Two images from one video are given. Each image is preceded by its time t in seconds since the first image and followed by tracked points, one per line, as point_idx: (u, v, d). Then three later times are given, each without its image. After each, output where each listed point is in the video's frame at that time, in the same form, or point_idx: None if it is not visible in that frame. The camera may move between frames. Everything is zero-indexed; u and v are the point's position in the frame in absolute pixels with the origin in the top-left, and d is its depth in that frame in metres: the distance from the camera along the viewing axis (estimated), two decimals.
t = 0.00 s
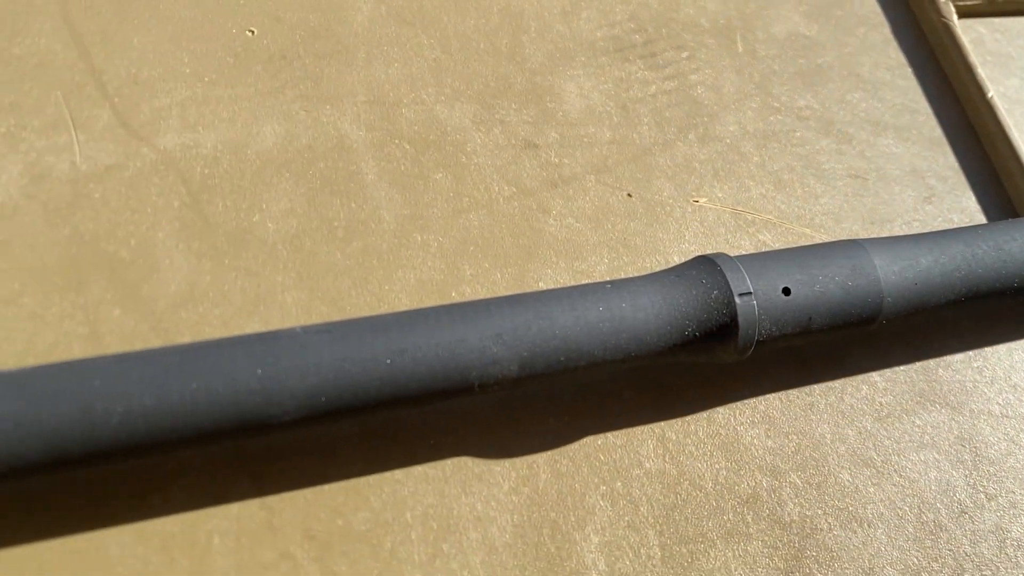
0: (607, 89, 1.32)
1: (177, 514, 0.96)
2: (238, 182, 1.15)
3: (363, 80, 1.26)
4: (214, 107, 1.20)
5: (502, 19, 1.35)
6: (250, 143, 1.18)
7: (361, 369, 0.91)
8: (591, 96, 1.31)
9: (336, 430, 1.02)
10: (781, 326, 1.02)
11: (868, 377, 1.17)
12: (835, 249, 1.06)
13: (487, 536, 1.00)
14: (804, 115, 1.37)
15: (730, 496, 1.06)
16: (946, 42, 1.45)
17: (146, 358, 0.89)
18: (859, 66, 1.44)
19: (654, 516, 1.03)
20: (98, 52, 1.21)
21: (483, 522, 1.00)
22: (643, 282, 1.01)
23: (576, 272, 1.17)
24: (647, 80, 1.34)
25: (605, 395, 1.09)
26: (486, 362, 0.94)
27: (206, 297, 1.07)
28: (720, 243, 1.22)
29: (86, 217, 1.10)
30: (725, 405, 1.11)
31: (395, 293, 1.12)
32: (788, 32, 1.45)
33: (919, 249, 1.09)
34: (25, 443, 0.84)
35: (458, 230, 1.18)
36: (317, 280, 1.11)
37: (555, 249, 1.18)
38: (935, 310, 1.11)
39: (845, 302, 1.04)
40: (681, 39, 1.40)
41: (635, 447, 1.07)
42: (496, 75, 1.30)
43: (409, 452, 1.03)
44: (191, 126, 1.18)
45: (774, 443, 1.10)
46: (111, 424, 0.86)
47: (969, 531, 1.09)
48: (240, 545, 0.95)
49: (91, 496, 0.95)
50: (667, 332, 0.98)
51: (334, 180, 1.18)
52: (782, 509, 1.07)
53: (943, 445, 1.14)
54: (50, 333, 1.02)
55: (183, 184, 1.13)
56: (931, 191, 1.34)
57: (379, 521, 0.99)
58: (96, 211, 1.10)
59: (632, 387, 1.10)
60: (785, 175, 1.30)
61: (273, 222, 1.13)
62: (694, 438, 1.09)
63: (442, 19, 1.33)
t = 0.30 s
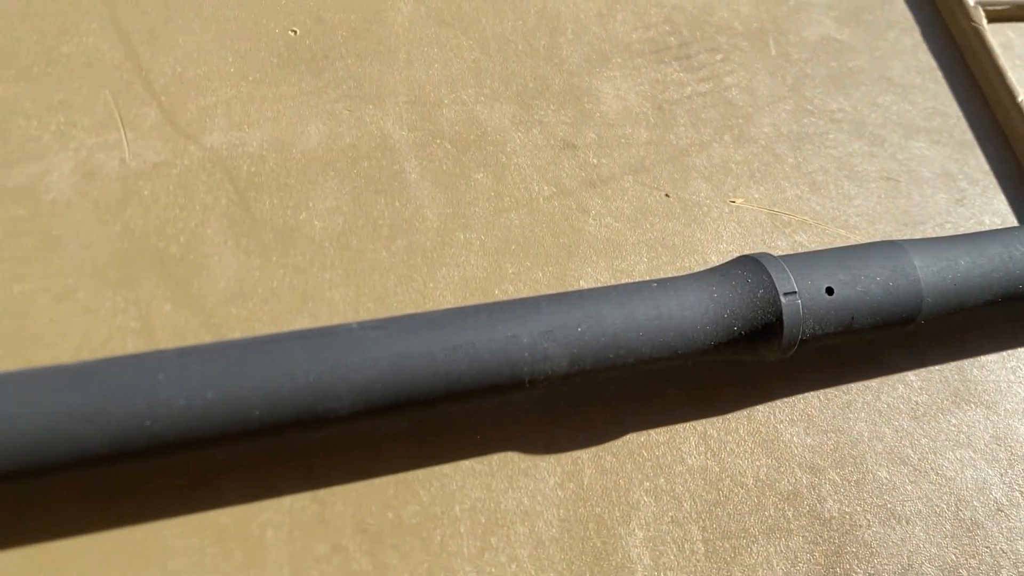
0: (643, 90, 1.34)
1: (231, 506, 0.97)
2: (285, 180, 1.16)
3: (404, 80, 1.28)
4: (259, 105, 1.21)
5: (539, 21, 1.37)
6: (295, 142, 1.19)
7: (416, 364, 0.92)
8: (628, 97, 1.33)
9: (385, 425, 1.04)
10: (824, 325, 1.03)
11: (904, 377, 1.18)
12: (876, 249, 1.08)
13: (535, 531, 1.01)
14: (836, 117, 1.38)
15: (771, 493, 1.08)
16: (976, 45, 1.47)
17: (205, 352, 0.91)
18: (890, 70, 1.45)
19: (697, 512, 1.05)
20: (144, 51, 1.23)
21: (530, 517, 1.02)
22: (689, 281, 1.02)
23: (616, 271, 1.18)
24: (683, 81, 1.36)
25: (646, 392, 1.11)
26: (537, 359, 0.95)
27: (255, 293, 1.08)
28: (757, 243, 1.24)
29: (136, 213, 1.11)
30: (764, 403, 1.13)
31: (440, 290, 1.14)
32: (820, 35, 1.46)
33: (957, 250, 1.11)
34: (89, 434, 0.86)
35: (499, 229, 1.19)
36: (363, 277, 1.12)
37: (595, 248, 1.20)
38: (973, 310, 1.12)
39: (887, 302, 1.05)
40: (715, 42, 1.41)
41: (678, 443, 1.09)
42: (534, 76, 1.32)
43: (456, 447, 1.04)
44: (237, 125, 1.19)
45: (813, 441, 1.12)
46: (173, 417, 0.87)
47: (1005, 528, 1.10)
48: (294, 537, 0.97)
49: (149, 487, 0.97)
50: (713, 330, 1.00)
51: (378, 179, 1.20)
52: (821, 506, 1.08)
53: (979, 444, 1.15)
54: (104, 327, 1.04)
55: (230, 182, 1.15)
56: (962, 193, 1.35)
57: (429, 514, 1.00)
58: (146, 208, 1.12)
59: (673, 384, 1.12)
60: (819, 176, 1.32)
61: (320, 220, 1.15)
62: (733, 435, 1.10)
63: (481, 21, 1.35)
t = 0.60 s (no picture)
0: (679, 91, 1.35)
1: (283, 498, 0.99)
2: (330, 178, 1.18)
3: (444, 79, 1.29)
4: (303, 104, 1.23)
5: (576, 22, 1.38)
6: (338, 140, 1.21)
7: (469, 358, 0.94)
8: (664, 98, 1.34)
9: (433, 419, 1.05)
10: (866, 323, 1.05)
11: (939, 375, 1.20)
12: (916, 249, 1.10)
13: (581, 524, 1.02)
14: (868, 119, 1.40)
15: (810, 489, 1.10)
16: (1006, 49, 1.48)
17: (263, 344, 0.92)
18: (920, 72, 1.47)
19: (739, 507, 1.07)
20: (189, 48, 1.24)
21: (575, 510, 1.03)
22: (734, 279, 1.04)
23: (656, 270, 1.20)
24: (717, 83, 1.38)
25: (687, 388, 1.12)
26: (587, 354, 0.97)
27: (303, 289, 1.10)
28: (793, 243, 1.26)
29: (184, 209, 1.13)
30: (802, 400, 1.15)
31: (483, 287, 1.15)
32: (851, 38, 1.48)
33: (995, 251, 1.12)
34: (153, 425, 0.87)
35: (540, 227, 1.21)
36: (407, 274, 1.14)
37: (634, 246, 1.21)
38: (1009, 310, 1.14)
39: (927, 300, 1.07)
40: (748, 43, 1.43)
41: (719, 440, 1.10)
42: (572, 76, 1.33)
43: (503, 442, 1.06)
44: (282, 122, 1.21)
45: (851, 438, 1.14)
46: (232, 409, 0.88)
47: None
48: (345, 529, 0.98)
49: (185, 483, 0.98)
50: (758, 328, 1.01)
51: (421, 177, 1.21)
52: (860, 502, 1.10)
53: (1014, 442, 1.17)
54: (155, 321, 1.05)
55: (276, 178, 1.16)
56: (993, 194, 1.36)
57: (477, 507, 1.02)
58: (194, 203, 1.13)
59: (714, 381, 1.13)
60: (852, 177, 1.34)
61: (365, 218, 1.16)
62: (773, 431, 1.12)
63: (518, 22, 1.37)
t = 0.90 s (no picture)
0: (715, 91, 1.37)
1: (336, 489, 1.00)
2: (375, 174, 1.20)
3: (485, 78, 1.31)
4: (347, 101, 1.24)
5: (613, 21, 1.40)
6: (383, 137, 1.23)
7: (523, 352, 0.95)
8: (701, 98, 1.36)
9: (481, 413, 1.07)
10: (908, 320, 1.06)
11: (976, 373, 1.21)
12: (957, 248, 1.11)
13: (627, 517, 1.04)
14: (902, 120, 1.41)
15: (851, 484, 1.11)
16: None
17: (321, 337, 0.94)
18: (953, 73, 1.48)
19: (781, 501, 1.08)
20: (234, 45, 1.26)
21: (621, 503, 1.05)
22: (779, 276, 1.05)
23: (696, 267, 1.21)
24: (753, 83, 1.39)
25: (729, 384, 1.14)
26: (637, 349, 0.98)
27: (352, 284, 1.12)
28: (830, 242, 1.27)
29: (233, 204, 1.14)
30: (841, 397, 1.16)
31: (527, 283, 1.17)
32: (884, 39, 1.49)
33: None
34: (215, 416, 0.88)
35: (581, 224, 1.22)
36: (453, 269, 1.15)
37: (675, 244, 1.23)
38: None
39: (968, 299, 1.08)
40: (783, 44, 1.44)
41: (761, 435, 1.12)
42: (610, 75, 1.35)
43: (550, 435, 1.07)
44: (327, 119, 1.22)
45: (890, 434, 1.15)
46: (292, 400, 0.90)
47: None
48: (397, 520, 1.00)
49: (240, 474, 0.99)
50: (803, 324, 1.03)
51: (464, 174, 1.23)
52: (900, 497, 1.11)
53: None
54: (207, 314, 1.07)
55: (323, 175, 1.18)
56: None
57: (525, 499, 1.03)
58: (243, 198, 1.15)
59: (755, 377, 1.15)
60: (887, 177, 1.35)
61: (410, 214, 1.18)
62: (813, 427, 1.13)
63: (557, 21, 1.38)
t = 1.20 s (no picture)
0: (753, 91, 1.38)
1: (389, 482, 1.02)
2: (421, 172, 1.21)
3: (526, 77, 1.32)
4: (392, 99, 1.25)
5: (651, 21, 1.41)
6: (427, 135, 1.24)
7: (577, 347, 0.96)
8: (739, 97, 1.37)
9: (529, 408, 1.08)
10: (952, 318, 1.07)
11: (1015, 371, 1.22)
12: (1000, 246, 1.12)
13: (674, 512, 1.05)
14: (937, 120, 1.42)
15: (893, 480, 1.12)
16: None
17: (380, 331, 0.95)
18: (987, 74, 1.49)
19: (825, 496, 1.10)
20: (280, 44, 1.27)
21: (668, 498, 1.06)
22: (825, 273, 1.07)
23: (737, 265, 1.23)
24: (790, 82, 1.40)
25: (772, 380, 1.15)
26: (688, 345, 0.99)
27: (400, 279, 1.13)
28: (868, 241, 1.29)
29: (282, 200, 1.15)
30: (882, 394, 1.17)
31: (571, 280, 1.18)
32: (918, 40, 1.50)
33: None
34: (277, 409, 0.90)
35: (623, 222, 1.23)
36: (498, 266, 1.17)
37: (716, 242, 1.24)
38: None
39: (1011, 297, 1.09)
40: (818, 44, 1.45)
41: (804, 432, 1.13)
42: (649, 74, 1.36)
43: (597, 430, 1.08)
44: (373, 117, 1.23)
45: (931, 431, 1.16)
46: (353, 394, 0.91)
47: None
48: (449, 513, 1.01)
49: (295, 467, 1.01)
50: (851, 322, 1.04)
51: (507, 172, 1.24)
52: (942, 493, 1.13)
53: None
54: (259, 309, 1.08)
55: (370, 172, 1.19)
56: None
57: (574, 493, 1.04)
58: (292, 194, 1.16)
59: (797, 374, 1.16)
60: (923, 177, 1.36)
61: (455, 211, 1.19)
62: (855, 423, 1.15)
63: (596, 21, 1.39)
